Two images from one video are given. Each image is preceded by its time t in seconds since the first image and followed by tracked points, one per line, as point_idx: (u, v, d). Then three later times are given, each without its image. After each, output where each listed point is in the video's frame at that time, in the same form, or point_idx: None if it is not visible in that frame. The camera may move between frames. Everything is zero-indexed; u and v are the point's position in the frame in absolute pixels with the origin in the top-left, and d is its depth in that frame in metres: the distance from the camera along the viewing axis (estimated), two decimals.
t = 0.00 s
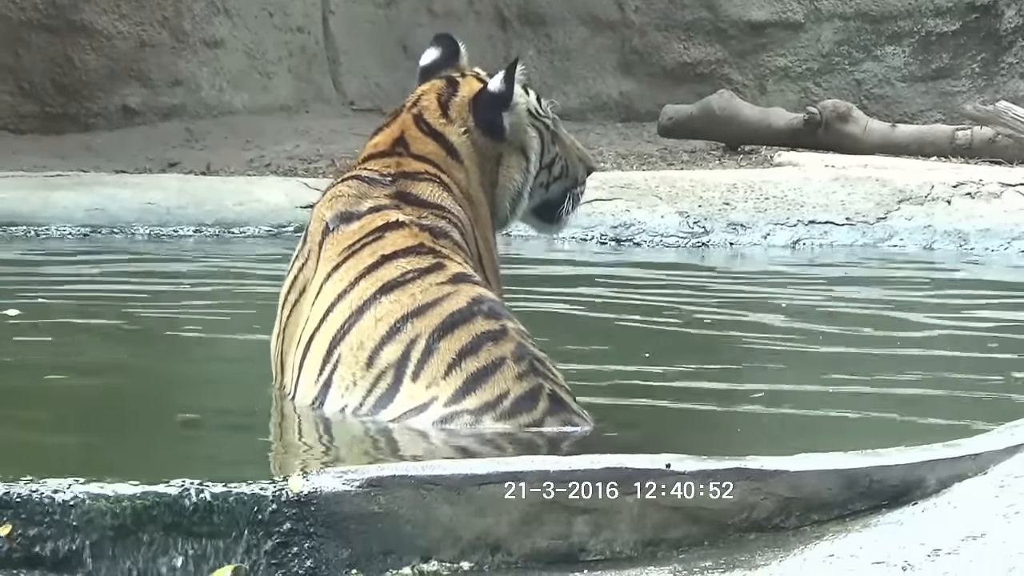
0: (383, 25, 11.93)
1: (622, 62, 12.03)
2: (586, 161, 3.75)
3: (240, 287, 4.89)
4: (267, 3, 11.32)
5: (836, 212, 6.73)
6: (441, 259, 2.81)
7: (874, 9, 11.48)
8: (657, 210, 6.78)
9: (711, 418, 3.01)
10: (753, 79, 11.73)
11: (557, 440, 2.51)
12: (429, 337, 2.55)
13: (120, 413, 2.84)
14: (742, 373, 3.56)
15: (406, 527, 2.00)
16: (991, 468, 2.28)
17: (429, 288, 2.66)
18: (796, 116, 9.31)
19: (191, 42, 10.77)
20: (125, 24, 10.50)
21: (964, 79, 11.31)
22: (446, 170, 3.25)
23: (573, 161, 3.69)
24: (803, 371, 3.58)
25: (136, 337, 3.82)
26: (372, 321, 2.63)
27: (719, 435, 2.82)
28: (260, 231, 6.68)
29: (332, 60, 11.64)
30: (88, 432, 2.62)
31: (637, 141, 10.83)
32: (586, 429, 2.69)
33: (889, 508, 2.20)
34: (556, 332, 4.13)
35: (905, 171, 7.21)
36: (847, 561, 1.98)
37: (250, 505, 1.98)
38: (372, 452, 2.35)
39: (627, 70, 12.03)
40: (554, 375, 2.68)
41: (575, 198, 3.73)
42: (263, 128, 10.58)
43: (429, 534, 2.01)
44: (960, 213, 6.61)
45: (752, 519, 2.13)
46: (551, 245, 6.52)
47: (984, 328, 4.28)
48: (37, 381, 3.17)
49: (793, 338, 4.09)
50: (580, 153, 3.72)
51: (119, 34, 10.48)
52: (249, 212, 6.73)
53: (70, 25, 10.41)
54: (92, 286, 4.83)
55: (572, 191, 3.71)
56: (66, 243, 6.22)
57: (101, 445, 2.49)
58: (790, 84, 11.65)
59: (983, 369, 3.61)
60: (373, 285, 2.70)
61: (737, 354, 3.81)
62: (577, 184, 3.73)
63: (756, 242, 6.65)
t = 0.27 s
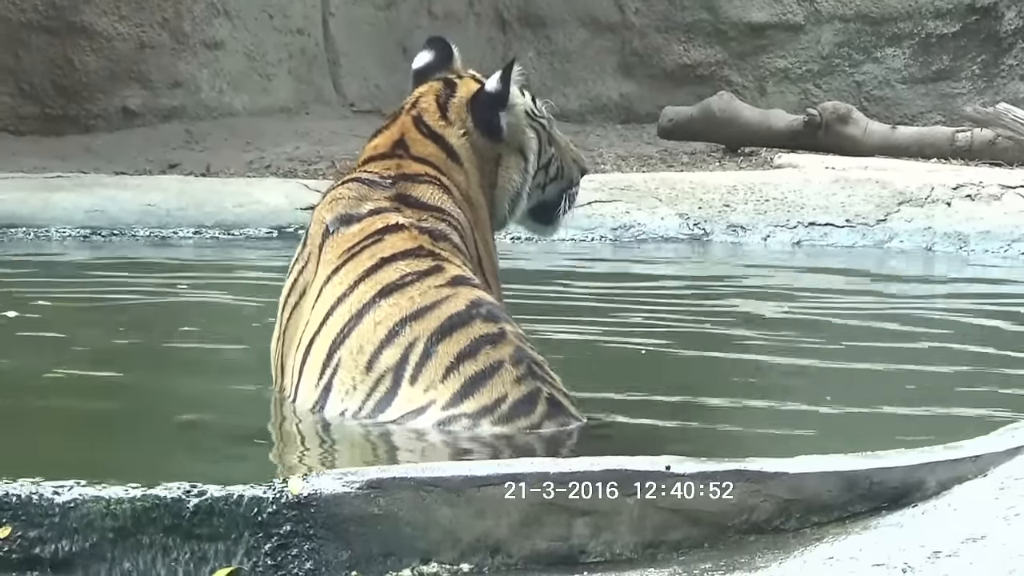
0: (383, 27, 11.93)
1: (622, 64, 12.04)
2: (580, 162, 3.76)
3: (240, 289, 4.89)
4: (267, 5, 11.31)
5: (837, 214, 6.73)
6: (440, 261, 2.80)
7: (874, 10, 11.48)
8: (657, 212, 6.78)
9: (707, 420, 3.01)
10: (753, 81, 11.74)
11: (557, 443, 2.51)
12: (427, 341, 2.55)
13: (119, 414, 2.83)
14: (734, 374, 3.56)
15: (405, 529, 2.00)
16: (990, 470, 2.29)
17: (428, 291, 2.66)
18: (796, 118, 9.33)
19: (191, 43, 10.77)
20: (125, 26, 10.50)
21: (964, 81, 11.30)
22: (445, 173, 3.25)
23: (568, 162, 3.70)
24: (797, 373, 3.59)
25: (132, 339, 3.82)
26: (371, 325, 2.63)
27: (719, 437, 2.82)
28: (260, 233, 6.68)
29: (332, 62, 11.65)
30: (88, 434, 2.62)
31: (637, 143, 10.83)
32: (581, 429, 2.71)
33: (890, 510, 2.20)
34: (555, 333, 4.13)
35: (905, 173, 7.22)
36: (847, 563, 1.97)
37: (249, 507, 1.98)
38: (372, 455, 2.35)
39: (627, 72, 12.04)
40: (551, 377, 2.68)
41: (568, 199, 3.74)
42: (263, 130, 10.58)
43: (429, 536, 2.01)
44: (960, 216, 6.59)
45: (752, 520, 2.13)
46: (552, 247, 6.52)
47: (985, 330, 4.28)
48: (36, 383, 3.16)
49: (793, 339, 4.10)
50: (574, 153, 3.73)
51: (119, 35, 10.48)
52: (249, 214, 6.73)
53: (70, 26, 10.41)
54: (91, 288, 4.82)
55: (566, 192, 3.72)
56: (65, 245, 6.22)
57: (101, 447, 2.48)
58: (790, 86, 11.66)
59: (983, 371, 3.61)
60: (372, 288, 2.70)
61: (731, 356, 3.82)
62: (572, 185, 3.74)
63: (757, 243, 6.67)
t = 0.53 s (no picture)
0: (387, 31, 11.95)
1: (625, 67, 12.06)
2: (582, 171, 3.76)
3: (245, 293, 4.90)
4: (271, 9, 11.30)
5: (841, 218, 6.72)
6: (443, 266, 2.81)
7: (878, 14, 11.47)
8: (661, 217, 6.79)
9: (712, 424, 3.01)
10: (757, 85, 11.76)
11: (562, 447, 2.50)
12: (430, 346, 2.55)
13: (123, 420, 2.83)
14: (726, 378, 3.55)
15: (410, 533, 2.00)
16: (994, 474, 2.29)
17: (431, 296, 2.66)
18: (800, 122, 9.37)
19: (195, 48, 10.78)
20: (128, 30, 10.51)
21: (968, 84, 11.27)
22: (449, 178, 3.25)
23: (570, 170, 3.69)
24: (796, 377, 3.58)
25: (132, 344, 3.81)
26: (374, 330, 2.64)
27: (723, 440, 2.82)
28: (265, 236, 6.69)
29: (336, 66, 11.66)
30: (92, 438, 2.62)
31: (641, 147, 10.84)
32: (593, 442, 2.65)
33: (894, 513, 2.20)
34: (561, 337, 4.14)
35: (909, 176, 7.21)
36: (852, 566, 1.97)
37: (255, 511, 1.97)
38: (377, 460, 2.35)
39: (630, 76, 12.06)
40: (555, 383, 2.67)
41: (571, 207, 3.73)
42: (267, 134, 10.60)
43: (434, 539, 2.01)
44: (964, 219, 6.55)
45: (757, 524, 2.13)
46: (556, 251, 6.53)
47: (989, 334, 4.28)
48: (40, 387, 3.16)
49: (797, 342, 4.09)
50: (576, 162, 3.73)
51: (122, 40, 10.49)
52: (253, 219, 6.74)
53: (74, 30, 10.43)
54: (96, 292, 4.84)
55: (569, 200, 3.71)
56: (70, 249, 6.23)
57: (105, 452, 2.49)
58: (794, 90, 11.69)
59: (987, 374, 3.61)
60: (375, 294, 2.70)
61: (731, 359, 3.81)
62: (575, 193, 3.74)
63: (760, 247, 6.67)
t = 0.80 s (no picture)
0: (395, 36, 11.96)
1: (633, 73, 12.05)
2: (591, 182, 3.76)
3: (252, 298, 4.90)
4: (279, 14, 11.32)
5: (849, 223, 6.70)
6: (452, 270, 2.81)
7: (886, 19, 11.46)
8: (669, 222, 6.78)
9: (720, 429, 3.00)
10: (765, 90, 11.76)
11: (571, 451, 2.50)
12: (440, 349, 2.55)
13: (130, 425, 2.83)
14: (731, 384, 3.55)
15: (418, 538, 2.00)
16: (1003, 480, 2.29)
17: (441, 300, 2.66)
18: (808, 127, 9.30)
19: (203, 53, 10.80)
20: (136, 35, 10.57)
21: (976, 89, 11.25)
22: (458, 181, 3.25)
23: (579, 180, 3.69)
24: (802, 382, 3.57)
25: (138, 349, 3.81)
26: (384, 332, 2.64)
27: (731, 446, 2.82)
28: (273, 242, 6.68)
29: (344, 71, 11.67)
30: (100, 444, 2.62)
31: (650, 152, 10.83)
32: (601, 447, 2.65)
33: (903, 519, 2.20)
34: (566, 342, 4.13)
35: (917, 182, 7.20)
36: (861, 571, 1.97)
37: (263, 516, 1.97)
38: (384, 464, 2.35)
39: (639, 81, 12.05)
40: (564, 389, 2.67)
41: (580, 217, 3.72)
42: (275, 139, 10.61)
43: (443, 544, 2.00)
44: (973, 224, 6.60)
45: (765, 529, 2.12)
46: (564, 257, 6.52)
47: (998, 339, 4.27)
48: (47, 392, 3.17)
49: (805, 348, 4.08)
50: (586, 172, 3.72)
51: (130, 45, 10.54)
52: (261, 224, 6.74)
53: (82, 36, 10.47)
54: (104, 297, 4.84)
55: (578, 210, 3.71)
56: (78, 254, 6.24)
57: (112, 457, 2.49)
58: (802, 94, 11.68)
59: (996, 379, 3.60)
60: (384, 297, 2.70)
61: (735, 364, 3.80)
62: (584, 204, 3.73)
63: (769, 253, 6.63)
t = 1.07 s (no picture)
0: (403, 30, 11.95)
1: (642, 67, 12.03)
2: (599, 176, 3.75)
3: (260, 292, 4.90)
4: (287, 8, 11.32)
5: (857, 217, 6.69)
6: (462, 265, 2.80)
7: (894, 14, 11.44)
8: (677, 216, 6.75)
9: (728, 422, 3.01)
10: (773, 84, 11.74)
11: (579, 446, 2.50)
12: (450, 344, 2.54)
13: (138, 418, 2.83)
14: (742, 377, 3.54)
15: (426, 531, 2.00)
16: (1011, 474, 2.28)
17: (450, 295, 2.66)
18: (817, 122, 9.32)
19: (211, 47, 10.80)
20: (144, 29, 10.55)
21: (984, 83, 11.21)
22: (467, 176, 3.24)
23: (588, 175, 3.68)
24: (807, 376, 3.57)
25: (145, 343, 3.81)
26: (393, 327, 2.63)
27: (737, 441, 2.81)
28: (282, 236, 6.68)
29: (352, 65, 11.66)
30: (110, 437, 2.62)
31: (658, 147, 10.81)
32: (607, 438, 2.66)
33: (911, 513, 2.19)
34: (572, 336, 4.13)
35: (926, 176, 7.19)
36: (868, 565, 1.96)
37: (271, 511, 1.97)
38: (392, 458, 2.35)
39: (647, 75, 12.04)
40: (574, 382, 2.67)
41: (588, 212, 3.72)
42: (283, 133, 10.61)
43: (451, 538, 2.00)
44: (981, 219, 6.57)
45: (773, 523, 2.12)
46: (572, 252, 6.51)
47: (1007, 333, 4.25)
48: (55, 385, 3.17)
49: (810, 344, 4.06)
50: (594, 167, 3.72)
51: (138, 39, 10.54)
52: (269, 218, 6.74)
53: (90, 30, 10.48)
54: (112, 291, 4.84)
55: (586, 205, 3.70)
56: (86, 249, 6.24)
57: (121, 450, 2.49)
58: (810, 89, 11.67)
59: (1005, 373, 3.59)
60: (394, 292, 2.70)
61: (741, 358, 3.80)
62: (591, 198, 3.72)
63: (776, 248, 6.56)
